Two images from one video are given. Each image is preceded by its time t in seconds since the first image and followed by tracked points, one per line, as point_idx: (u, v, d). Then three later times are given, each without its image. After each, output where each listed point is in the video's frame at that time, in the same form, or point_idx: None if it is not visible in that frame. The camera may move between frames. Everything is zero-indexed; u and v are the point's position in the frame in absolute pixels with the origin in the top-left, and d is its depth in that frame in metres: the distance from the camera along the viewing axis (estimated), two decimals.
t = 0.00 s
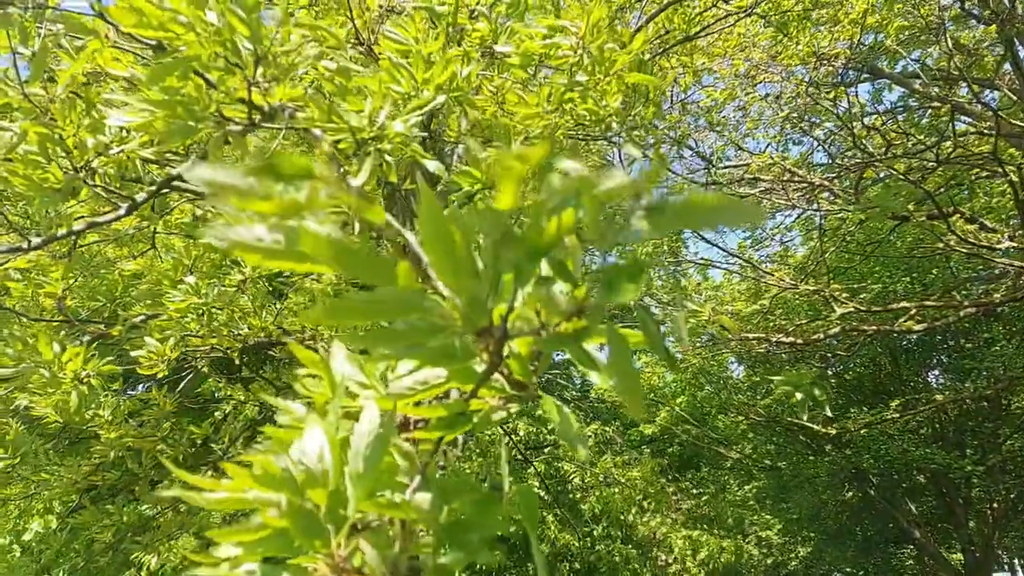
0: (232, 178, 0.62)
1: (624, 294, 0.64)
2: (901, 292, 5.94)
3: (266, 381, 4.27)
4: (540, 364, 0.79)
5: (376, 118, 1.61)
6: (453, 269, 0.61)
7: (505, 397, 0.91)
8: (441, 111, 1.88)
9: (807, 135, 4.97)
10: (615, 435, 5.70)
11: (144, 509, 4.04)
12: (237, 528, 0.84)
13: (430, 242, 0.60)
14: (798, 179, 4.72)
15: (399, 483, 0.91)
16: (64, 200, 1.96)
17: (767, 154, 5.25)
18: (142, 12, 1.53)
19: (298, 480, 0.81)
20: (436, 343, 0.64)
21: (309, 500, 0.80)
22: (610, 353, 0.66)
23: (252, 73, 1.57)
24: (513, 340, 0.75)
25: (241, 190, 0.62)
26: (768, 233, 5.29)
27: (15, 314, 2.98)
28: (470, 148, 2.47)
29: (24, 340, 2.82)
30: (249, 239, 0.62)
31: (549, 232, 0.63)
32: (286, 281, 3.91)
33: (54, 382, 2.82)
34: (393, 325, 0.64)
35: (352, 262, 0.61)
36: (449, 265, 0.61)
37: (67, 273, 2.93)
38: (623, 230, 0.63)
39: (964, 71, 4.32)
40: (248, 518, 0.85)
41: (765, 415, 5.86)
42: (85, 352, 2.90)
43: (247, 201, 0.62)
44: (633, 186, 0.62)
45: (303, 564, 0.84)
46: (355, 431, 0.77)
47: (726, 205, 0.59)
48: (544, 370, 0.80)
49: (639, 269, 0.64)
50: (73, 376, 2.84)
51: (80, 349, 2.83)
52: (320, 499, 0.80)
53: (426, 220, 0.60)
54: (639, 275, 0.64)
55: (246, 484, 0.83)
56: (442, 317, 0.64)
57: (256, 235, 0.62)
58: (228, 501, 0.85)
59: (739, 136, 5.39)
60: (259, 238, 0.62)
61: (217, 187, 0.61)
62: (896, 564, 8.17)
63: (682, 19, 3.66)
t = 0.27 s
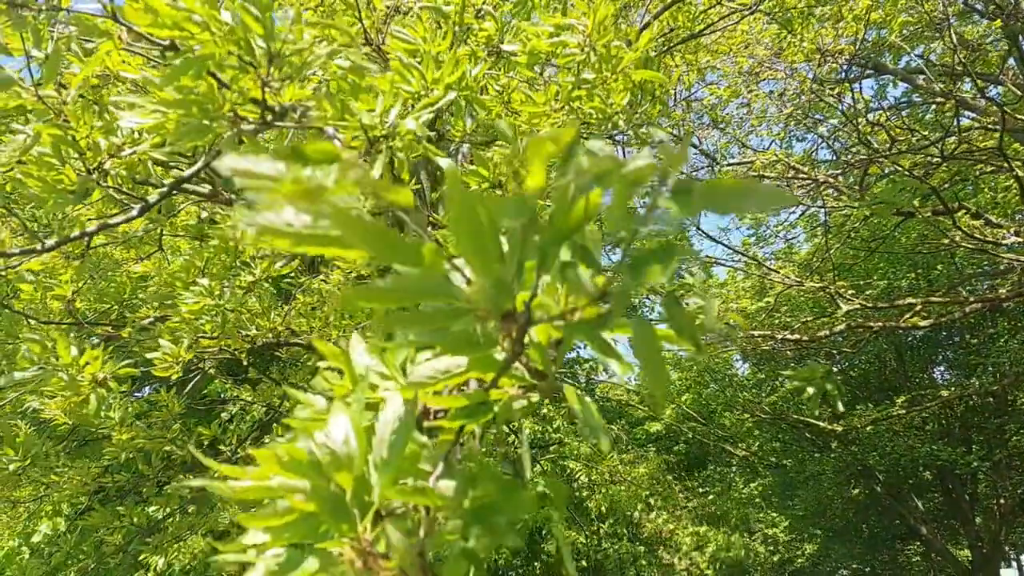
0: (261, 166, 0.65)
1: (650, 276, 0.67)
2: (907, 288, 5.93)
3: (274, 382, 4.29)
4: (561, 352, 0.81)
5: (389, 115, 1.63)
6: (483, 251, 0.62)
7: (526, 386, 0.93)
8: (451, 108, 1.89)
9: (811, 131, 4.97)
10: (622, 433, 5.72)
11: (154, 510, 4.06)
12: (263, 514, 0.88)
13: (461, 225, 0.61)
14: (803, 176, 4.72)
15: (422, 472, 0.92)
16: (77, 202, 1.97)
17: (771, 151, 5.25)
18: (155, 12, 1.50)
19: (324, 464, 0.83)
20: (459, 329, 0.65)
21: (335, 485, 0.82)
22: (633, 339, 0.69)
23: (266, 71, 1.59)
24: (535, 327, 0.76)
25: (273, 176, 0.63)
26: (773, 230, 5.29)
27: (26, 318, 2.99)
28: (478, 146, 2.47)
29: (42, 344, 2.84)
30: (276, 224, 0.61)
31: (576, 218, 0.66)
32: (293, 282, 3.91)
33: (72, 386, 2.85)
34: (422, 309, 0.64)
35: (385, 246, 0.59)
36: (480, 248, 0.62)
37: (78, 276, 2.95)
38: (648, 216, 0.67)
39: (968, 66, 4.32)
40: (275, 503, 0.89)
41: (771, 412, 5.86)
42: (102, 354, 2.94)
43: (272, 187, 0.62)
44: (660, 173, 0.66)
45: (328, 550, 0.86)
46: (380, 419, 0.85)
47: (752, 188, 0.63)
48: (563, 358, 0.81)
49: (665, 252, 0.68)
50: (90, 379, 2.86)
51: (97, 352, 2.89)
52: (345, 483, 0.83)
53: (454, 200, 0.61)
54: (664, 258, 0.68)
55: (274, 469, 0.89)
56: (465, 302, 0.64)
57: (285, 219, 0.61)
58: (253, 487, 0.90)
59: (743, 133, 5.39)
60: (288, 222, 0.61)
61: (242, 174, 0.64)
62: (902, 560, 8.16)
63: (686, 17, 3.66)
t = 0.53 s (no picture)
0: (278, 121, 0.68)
1: (658, 241, 0.68)
2: (911, 284, 5.92)
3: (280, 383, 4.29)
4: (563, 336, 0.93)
5: (393, 111, 1.64)
6: (493, 214, 0.63)
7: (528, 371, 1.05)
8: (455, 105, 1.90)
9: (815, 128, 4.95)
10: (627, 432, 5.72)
11: (161, 512, 4.07)
12: (265, 485, 0.87)
13: (469, 189, 0.63)
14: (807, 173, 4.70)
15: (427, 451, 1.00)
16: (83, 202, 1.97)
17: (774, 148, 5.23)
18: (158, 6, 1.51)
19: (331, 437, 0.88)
20: (464, 300, 0.65)
21: (342, 457, 0.87)
22: (640, 317, 0.67)
23: (269, 66, 1.60)
24: (536, 312, 0.86)
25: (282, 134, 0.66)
26: (777, 228, 5.28)
27: (31, 320, 3.00)
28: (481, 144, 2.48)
29: (46, 347, 2.84)
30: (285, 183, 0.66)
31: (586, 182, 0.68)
32: (297, 283, 3.92)
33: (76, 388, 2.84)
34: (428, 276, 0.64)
35: (389, 207, 0.62)
36: (490, 213, 0.63)
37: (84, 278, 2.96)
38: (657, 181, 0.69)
39: (972, 61, 4.30)
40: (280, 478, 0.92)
41: (776, 410, 5.85)
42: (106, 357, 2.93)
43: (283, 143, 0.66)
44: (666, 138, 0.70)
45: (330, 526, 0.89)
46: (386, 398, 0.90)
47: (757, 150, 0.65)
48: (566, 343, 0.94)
49: (674, 217, 0.69)
50: (94, 382, 2.86)
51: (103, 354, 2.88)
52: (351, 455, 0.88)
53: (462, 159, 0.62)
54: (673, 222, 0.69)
55: (280, 443, 0.90)
56: (472, 270, 0.64)
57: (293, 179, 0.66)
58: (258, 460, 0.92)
59: (746, 131, 5.37)
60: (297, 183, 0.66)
61: (256, 126, 0.68)
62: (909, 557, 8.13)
63: (689, 15, 3.64)
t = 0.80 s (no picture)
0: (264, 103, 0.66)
1: (654, 229, 0.65)
2: (918, 283, 5.90)
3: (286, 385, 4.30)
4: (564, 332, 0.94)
5: (395, 110, 1.64)
6: (486, 201, 0.61)
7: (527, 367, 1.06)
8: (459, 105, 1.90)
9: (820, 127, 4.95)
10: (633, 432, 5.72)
11: (168, 514, 4.09)
12: (261, 481, 0.86)
13: (459, 175, 0.60)
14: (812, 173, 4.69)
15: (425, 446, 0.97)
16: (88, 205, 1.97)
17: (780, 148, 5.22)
18: (160, 6, 1.55)
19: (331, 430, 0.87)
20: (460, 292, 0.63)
21: (340, 449, 0.86)
22: (640, 315, 0.63)
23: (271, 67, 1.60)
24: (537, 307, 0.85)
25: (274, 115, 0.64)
26: (782, 227, 5.27)
27: (38, 322, 3.01)
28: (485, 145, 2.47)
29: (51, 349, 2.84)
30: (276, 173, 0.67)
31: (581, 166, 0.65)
32: (303, 284, 3.92)
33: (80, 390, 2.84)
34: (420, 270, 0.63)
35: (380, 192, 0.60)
36: (481, 202, 0.61)
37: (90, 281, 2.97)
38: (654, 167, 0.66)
39: (977, 60, 4.29)
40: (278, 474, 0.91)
41: (782, 410, 5.83)
42: (109, 358, 2.92)
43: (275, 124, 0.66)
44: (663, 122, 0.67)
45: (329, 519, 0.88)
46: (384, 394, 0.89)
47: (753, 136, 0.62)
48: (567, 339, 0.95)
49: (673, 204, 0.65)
50: (98, 384, 2.86)
51: (105, 355, 2.86)
52: (349, 449, 0.87)
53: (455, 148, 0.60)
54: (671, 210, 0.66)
55: (278, 440, 0.91)
56: (465, 263, 0.64)
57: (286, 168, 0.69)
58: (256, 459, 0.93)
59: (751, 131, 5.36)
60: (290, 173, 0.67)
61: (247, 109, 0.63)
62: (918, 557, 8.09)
63: (693, 15, 3.65)
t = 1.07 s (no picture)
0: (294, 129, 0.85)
1: (669, 243, 0.81)
2: (935, 281, 5.82)
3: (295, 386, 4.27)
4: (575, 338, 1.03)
5: (405, 110, 1.61)
6: (507, 223, 0.75)
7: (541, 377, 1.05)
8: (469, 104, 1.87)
9: (835, 124, 4.87)
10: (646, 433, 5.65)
11: (179, 515, 4.07)
12: (280, 496, 0.88)
13: (479, 201, 0.73)
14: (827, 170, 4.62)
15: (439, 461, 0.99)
16: (96, 206, 1.97)
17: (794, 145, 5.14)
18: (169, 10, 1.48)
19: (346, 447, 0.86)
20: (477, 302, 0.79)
21: (357, 465, 0.85)
22: (652, 318, 0.79)
23: (278, 68, 1.58)
24: (549, 319, 0.94)
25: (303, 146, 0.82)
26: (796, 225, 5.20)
27: (49, 324, 3.00)
28: (494, 144, 2.44)
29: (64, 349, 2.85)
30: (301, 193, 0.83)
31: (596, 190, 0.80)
32: (312, 285, 3.90)
33: (92, 391, 2.83)
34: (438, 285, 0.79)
35: (402, 213, 0.78)
36: (502, 224, 0.74)
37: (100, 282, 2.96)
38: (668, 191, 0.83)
39: (994, 53, 4.21)
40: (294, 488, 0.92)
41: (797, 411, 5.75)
42: (122, 359, 2.90)
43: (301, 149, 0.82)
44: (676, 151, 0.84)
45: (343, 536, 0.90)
46: (397, 406, 0.85)
47: (765, 161, 0.80)
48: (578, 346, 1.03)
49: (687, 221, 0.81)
50: (111, 384, 2.85)
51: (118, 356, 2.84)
52: (366, 466, 0.86)
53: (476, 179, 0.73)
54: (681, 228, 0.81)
55: (293, 454, 0.91)
56: (482, 276, 0.79)
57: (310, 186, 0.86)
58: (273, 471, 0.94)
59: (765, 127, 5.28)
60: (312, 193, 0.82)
61: (275, 139, 0.82)
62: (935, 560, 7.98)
63: (706, 10, 3.58)
